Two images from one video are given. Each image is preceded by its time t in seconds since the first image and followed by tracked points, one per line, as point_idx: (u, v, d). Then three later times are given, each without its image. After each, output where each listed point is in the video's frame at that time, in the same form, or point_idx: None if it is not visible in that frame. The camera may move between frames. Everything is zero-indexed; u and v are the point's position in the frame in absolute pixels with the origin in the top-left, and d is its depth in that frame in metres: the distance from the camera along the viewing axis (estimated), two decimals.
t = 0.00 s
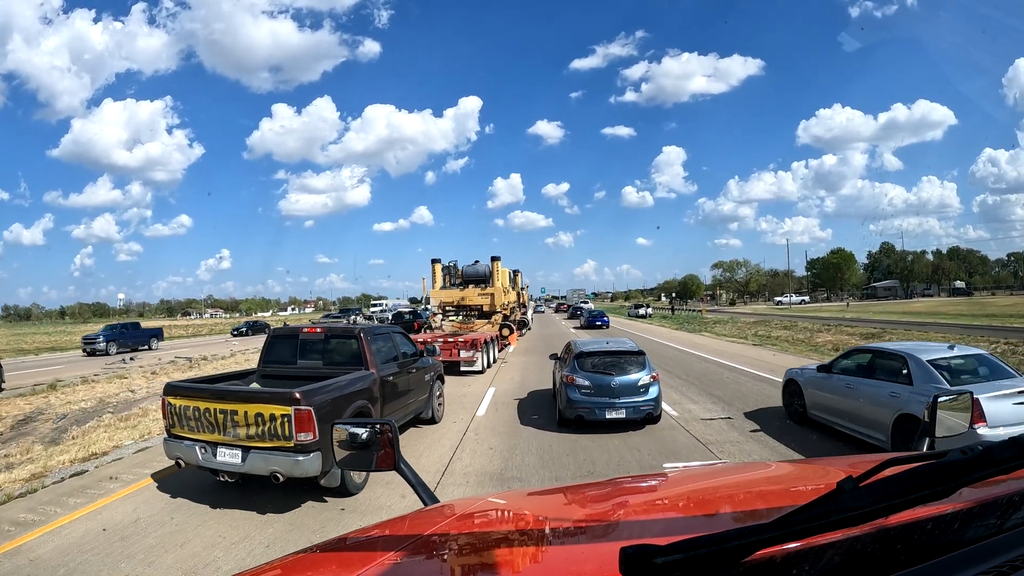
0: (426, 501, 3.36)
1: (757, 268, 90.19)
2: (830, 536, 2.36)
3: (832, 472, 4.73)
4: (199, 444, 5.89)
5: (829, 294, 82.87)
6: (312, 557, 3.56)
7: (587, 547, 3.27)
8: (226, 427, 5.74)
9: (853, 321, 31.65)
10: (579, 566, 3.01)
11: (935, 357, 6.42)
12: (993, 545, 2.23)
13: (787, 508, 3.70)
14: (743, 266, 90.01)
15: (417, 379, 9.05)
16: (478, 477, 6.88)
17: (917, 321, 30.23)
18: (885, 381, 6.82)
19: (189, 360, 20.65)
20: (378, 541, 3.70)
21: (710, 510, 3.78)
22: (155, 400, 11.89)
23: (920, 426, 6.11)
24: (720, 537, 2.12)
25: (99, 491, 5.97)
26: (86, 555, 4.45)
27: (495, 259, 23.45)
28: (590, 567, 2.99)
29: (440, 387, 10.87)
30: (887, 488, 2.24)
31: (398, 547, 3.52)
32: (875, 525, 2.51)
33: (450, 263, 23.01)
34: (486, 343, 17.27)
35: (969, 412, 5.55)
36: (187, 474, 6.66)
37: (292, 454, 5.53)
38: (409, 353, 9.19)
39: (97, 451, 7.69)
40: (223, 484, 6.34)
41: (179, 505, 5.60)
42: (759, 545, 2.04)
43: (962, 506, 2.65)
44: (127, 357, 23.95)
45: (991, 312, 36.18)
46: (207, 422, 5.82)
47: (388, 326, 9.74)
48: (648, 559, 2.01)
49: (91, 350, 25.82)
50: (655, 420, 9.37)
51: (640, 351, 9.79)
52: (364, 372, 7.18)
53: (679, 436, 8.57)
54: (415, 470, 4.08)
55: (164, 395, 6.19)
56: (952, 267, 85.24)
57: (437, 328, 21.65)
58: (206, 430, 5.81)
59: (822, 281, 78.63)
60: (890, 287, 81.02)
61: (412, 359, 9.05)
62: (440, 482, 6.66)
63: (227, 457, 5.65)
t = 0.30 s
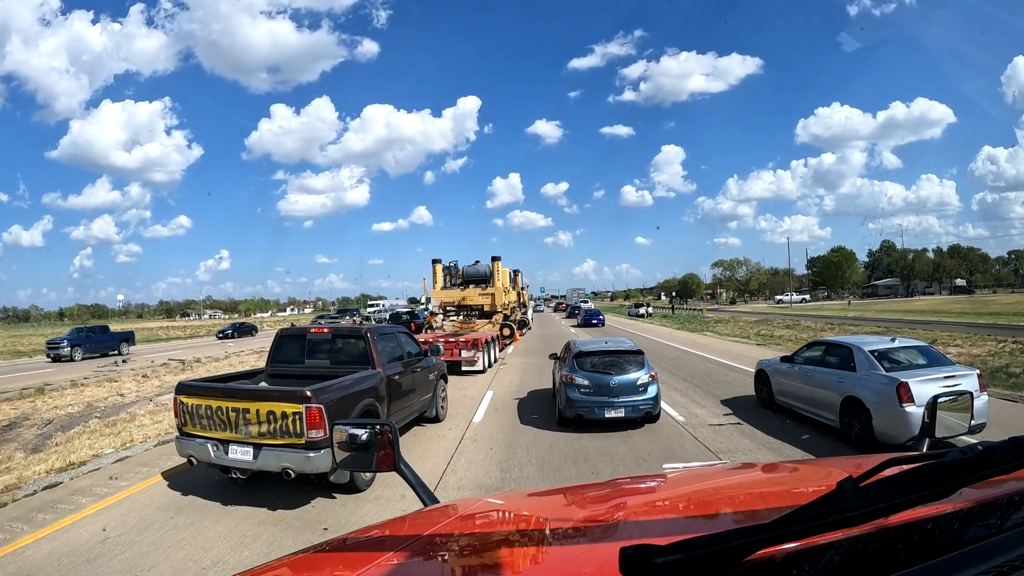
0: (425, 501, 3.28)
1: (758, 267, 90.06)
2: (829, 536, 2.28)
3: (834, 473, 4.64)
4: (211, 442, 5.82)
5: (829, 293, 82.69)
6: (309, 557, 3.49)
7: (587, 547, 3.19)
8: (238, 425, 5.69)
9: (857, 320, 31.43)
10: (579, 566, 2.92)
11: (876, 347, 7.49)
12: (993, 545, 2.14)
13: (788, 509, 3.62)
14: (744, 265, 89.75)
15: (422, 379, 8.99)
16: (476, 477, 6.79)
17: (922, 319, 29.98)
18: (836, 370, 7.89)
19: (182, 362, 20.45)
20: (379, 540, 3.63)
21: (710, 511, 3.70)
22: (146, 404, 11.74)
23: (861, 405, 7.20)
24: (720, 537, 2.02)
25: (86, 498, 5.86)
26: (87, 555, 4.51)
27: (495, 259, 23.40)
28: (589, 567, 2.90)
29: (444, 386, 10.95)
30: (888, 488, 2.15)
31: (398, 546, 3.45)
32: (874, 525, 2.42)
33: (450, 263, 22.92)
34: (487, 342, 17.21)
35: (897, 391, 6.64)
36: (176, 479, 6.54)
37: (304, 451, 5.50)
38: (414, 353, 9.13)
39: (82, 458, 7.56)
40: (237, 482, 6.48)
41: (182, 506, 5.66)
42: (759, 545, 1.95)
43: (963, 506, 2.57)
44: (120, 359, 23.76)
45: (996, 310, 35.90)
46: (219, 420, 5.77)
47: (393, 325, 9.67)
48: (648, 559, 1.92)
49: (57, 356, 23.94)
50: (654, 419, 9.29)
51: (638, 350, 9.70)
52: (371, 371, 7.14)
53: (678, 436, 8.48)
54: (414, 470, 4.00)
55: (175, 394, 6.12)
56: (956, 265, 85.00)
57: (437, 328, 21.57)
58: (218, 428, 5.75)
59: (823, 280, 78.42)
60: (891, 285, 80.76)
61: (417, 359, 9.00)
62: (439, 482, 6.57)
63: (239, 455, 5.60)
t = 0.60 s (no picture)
0: (425, 501, 3.20)
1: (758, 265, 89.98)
2: (830, 536, 2.20)
3: (835, 474, 4.56)
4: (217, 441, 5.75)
5: (829, 292, 82.61)
6: (307, 558, 3.41)
7: (586, 547, 3.11)
8: (244, 424, 5.61)
9: (860, 320, 31.24)
10: (578, 567, 2.84)
11: (831, 340, 8.45)
12: (992, 546, 2.07)
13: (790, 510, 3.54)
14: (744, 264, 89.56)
15: (424, 378, 8.93)
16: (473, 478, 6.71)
17: (927, 319, 29.77)
18: (799, 361, 8.84)
19: (175, 364, 20.35)
20: (378, 541, 3.55)
21: (709, 511, 3.62)
22: (135, 407, 11.63)
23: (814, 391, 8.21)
24: (718, 537, 1.93)
25: (70, 504, 5.76)
26: (82, 556, 4.49)
27: (496, 259, 23.38)
28: (590, 568, 2.82)
29: (443, 385, 10.75)
30: (887, 487, 2.06)
31: (398, 547, 3.37)
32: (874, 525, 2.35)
33: (451, 263, 22.87)
34: (488, 342, 17.14)
35: (843, 378, 7.61)
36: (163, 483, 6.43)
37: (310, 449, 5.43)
38: (416, 352, 9.05)
39: (65, 463, 7.44)
40: (240, 480, 6.43)
41: (180, 505, 5.63)
42: (759, 546, 1.86)
43: (962, 506, 2.49)
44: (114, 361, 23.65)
45: (999, 309, 35.69)
46: (224, 419, 5.69)
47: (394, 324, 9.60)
48: (648, 559, 1.82)
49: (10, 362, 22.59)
50: (652, 419, 9.21)
51: (637, 349, 9.63)
52: (373, 370, 7.06)
53: (677, 436, 8.39)
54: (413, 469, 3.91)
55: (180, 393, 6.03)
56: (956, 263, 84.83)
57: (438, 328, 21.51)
58: (224, 427, 5.67)
59: (824, 279, 78.21)
60: (892, 284, 80.57)
61: (418, 357, 8.92)
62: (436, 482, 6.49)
63: (245, 454, 5.54)
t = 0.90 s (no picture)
0: (426, 502, 3.33)
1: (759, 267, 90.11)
2: (830, 536, 2.33)
3: (831, 473, 4.70)
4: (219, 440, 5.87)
5: (829, 294, 82.74)
6: (310, 558, 3.53)
7: (586, 547, 3.25)
8: (247, 423, 5.75)
9: (861, 322, 31.34)
10: (578, 567, 2.98)
11: (796, 338, 9.55)
12: (994, 545, 2.20)
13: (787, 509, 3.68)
14: (744, 266, 89.66)
15: (425, 377, 9.07)
16: (474, 477, 6.85)
17: (931, 322, 29.83)
18: (769, 356, 9.97)
19: (165, 364, 20.32)
20: (378, 541, 3.68)
21: (710, 510, 3.75)
22: (130, 407, 11.69)
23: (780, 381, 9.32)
24: (720, 536, 2.05)
25: (74, 500, 5.86)
26: (82, 556, 4.52)
27: (498, 259, 23.53)
28: (589, 567, 2.95)
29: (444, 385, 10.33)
30: (887, 488, 2.19)
31: (398, 547, 3.50)
32: (874, 525, 2.47)
33: (453, 263, 23.02)
34: (489, 342, 17.28)
35: (804, 370, 8.71)
36: (166, 480, 6.54)
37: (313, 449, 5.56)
38: (418, 351, 9.20)
39: (67, 459, 7.53)
40: (241, 480, 6.53)
41: (176, 505, 5.68)
42: (760, 545, 1.98)
43: (964, 506, 2.63)
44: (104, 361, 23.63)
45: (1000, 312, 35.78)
46: (227, 418, 5.82)
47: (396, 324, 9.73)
48: (648, 559, 1.92)
49: None
50: (651, 419, 9.35)
51: (637, 350, 9.77)
52: (376, 369, 7.21)
53: (675, 436, 8.54)
54: (411, 468, 3.99)
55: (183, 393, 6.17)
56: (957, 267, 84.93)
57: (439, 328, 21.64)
58: (226, 426, 5.80)
59: (825, 281, 78.27)
60: (893, 287, 80.64)
61: (420, 357, 9.06)
62: (437, 483, 6.64)
63: (248, 452, 5.66)
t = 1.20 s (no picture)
0: (427, 501, 3.34)
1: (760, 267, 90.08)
2: (830, 536, 2.34)
3: (831, 472, 4.73)
4: (221, 440, 5.88)
5: (831, 294, 82.67)
6: (310, 559, 3.54)
7: (587, 547, 3.26)
8: (249, 423, 5.76)
9: (866, 323, 31.28)
10: (578, 566, 2.99)
11: (767, 334, 10.48)
12: (993, 545, 2.21)
13: (787, 509, 3.70)
14: (745, 266, 89.55)
15: (426, 377, 9.07)
16: (474, 476, 6.87)
17: (935, 323, 29.72)
18: (743, 349, 10.96)
19: (156, 364, 20.26)
20: (379, 541, 3.69)
21: (710, 510, 3.76)
22: (125, 407, 11.66)
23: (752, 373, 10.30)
24: (720, 536, 2.05)
25: (70, 499, 5.84)
26: (79, 557, 4.48)
27: (498, 260, 23.54)
28: (589, 567, 2.97)
29: (444, 384, 10.18)
30: (887, 487, 2.19)
31: (399, 547, 3.51)
32: (874, 525, 2.49)
33: (454, 263, 23.06)
34: (490, 342, 17.29)
35: (772, 362, 9.65)
36: (163, 479, 6.53)
37: (316, 449, 5.56)
38: (419, 351, 9.21)
39: (61, 458, 7.49)
40: (240, 480, 6.53)
41: (173, 505, 5.65)
42: (759, 545, 1.98)
43: (963, 506, 2.64)
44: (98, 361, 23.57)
45: (1003, 314, 35.68)
46: (229, 418, 5.83)
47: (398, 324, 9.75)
48: (648, 559, 1.92)
49: None
50: (651, 419, 9.37)
51: (637, 350, 9.79)
52: (378, 369, 7.22)
53: (675, 435, 8.55)
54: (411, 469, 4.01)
55: (185, 392, 6.16)
56: (958, 268, 84.83)
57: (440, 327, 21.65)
58: (229, 426, 5.81)
59: (826, 281, 78.22)
60: (894, 288, 80.54)
61: (421, 357, 9.07)
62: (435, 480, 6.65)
63: (250, 453, 5.66)
